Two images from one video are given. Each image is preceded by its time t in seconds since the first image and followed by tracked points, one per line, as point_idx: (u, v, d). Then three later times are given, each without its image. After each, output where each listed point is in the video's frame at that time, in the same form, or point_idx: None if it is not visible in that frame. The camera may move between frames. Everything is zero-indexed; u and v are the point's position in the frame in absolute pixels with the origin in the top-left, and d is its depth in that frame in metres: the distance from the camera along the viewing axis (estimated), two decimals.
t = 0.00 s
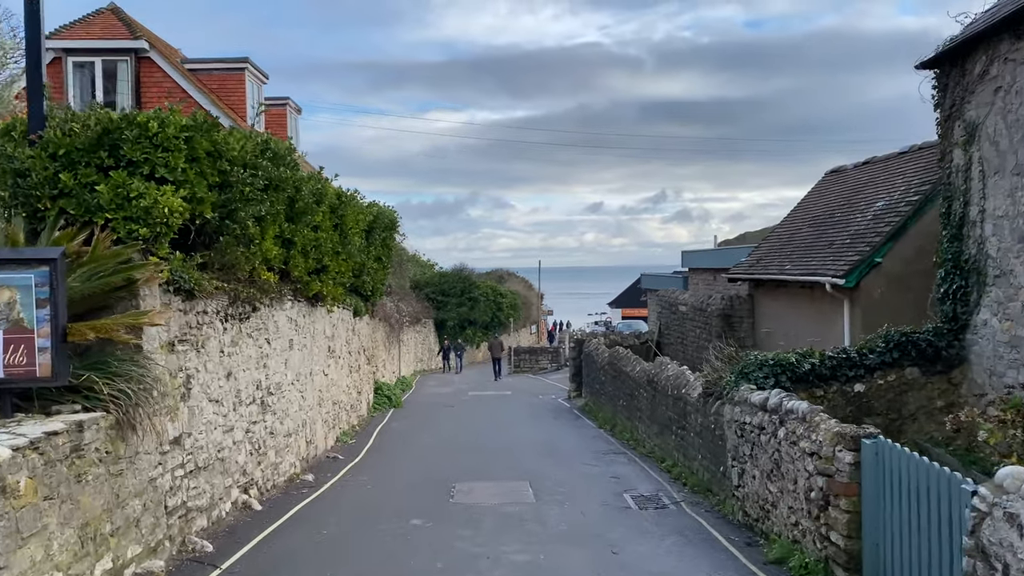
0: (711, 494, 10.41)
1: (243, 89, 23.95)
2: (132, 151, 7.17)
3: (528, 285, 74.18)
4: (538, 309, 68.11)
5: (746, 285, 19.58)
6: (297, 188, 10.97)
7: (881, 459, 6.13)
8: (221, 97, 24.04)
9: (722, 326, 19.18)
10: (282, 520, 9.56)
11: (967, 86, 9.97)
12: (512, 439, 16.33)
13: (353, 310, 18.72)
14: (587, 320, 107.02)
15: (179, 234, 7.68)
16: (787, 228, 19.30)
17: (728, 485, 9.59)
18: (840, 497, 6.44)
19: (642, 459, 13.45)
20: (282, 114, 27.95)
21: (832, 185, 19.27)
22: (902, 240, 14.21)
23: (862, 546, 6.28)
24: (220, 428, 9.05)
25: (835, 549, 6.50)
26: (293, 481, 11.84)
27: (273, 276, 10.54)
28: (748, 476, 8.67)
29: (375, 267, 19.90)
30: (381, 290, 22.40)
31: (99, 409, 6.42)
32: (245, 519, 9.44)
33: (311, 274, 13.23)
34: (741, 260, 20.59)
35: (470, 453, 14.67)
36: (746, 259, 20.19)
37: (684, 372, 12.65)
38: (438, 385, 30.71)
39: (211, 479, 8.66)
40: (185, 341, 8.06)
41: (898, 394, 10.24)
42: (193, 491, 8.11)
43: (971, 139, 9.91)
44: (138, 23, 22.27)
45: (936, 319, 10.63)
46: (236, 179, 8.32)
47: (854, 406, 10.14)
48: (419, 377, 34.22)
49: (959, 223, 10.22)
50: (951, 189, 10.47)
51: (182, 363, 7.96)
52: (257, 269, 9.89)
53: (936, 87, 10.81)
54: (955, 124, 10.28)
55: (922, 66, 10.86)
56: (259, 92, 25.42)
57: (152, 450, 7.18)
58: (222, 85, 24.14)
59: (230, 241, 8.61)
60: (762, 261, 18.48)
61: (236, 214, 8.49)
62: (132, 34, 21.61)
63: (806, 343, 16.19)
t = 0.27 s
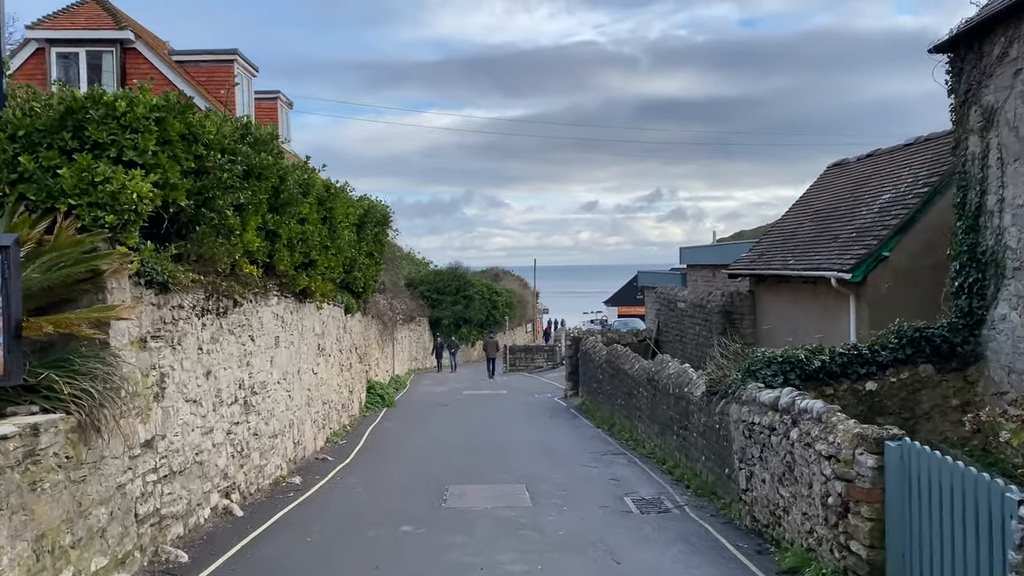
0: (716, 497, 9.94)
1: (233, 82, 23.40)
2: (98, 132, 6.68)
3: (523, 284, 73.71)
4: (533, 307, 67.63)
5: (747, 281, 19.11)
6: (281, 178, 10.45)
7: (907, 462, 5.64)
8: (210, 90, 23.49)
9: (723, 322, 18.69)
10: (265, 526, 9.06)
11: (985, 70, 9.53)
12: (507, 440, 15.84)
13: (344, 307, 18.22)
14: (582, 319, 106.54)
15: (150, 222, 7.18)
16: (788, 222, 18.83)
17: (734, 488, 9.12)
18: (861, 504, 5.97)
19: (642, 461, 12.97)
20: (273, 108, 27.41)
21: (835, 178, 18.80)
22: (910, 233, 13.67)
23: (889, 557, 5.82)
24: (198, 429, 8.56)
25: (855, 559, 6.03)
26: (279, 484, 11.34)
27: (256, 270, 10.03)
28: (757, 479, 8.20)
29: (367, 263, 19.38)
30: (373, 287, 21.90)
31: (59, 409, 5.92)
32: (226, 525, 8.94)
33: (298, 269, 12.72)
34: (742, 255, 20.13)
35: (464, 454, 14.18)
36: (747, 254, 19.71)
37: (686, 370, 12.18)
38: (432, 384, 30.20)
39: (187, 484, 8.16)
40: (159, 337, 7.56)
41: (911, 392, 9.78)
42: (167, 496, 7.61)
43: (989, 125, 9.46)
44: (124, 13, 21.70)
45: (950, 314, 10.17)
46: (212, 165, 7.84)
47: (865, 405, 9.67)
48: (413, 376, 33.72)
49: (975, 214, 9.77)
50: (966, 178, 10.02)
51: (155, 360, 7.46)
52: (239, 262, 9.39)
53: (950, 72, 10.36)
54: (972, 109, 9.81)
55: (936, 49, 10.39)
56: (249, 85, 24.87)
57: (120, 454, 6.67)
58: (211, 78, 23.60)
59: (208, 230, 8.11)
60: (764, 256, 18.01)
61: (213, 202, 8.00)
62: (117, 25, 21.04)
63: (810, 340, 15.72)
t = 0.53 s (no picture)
0: (714, 506, 9.47)
1: (214, 75, 22.80)
2: (48, 117, 6.14)
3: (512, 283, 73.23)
4: (522, 306, 67.18)
5: (740, 279, 18.68)
6: (256, 171, 9.92)
7: (929, 477, 5.17)
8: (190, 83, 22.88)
9: (716, 322, 18.25)
10: (237, 540, 8.52)
11: (995, 58, 9.10)
12: (495, 443, 15.35)
13: (327, 306, 17.67)
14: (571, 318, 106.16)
15: (109, 216, 6.65)
16: (783, 219, 18.42)
17: (735, 497, 8.65)
18: (878, 521, 5.49)
19: (635, 466, 12.50)
20: (256, 103, 26.81)
21: (830, 174, 18.39)
22: (911, 229, 13.28)
23: None
24: (165, 437, 8.01)
25: None
26: (255, 492, 10.80)
27: (229, 267, 9.49)
28: (759, 489, 7.73)
29: (351, 261, 18.83)
30: (358, 285, 21.36)
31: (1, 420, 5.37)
32: (196, 539, 8.40)
33: (277, 267, 12.17)
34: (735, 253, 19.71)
35: (450, 459, 13.66)
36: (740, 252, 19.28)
37: (682, 371, 11.71)
38: (419, 384, 29.66)
39: (153, 497, 7.62)
40: (120, 340, 7.02)
41: (917, 395, 9.34)
42: (129, 511, 7.08)
43: (1000, 115, 9.03)
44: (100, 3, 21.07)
45: (957, 313, 9.74)
46: (178, 155, 7.32)
47: (870, 409, 9.22)
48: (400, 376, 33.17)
49: (984, 209, 9.34)
50: (974, 170, 9.59)
51: (115, 364, 6.92)
52: (210, 259, 8.86)
53: (956, 60, 9.93)
54: (981, 99, 9.39)
55: (942, 37, 9.97)
56: (231, 79, 24.25)
57: (73, 468, 6.13)
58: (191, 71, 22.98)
59: (175, 225, 7.59)
60: (758, 254, 17.58)
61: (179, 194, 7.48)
62: (94, 15, 20.41)
63: (806, 339, 15.29)
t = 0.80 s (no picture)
0: (701, 507, 9.08)
1: (181, 65, 22.10)
2: None
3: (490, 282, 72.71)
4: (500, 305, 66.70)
5: (721, 275, 18.35)
6: (218, 157, 9.38)
7: (940, 478, 4.78)
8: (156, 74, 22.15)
9: (697, 318, 17.90)
10: (196, 549, 7.98)
11: (989, 41, 8.79)
12: (472, 443, 14.87)
13: (298, 303, 17.10)
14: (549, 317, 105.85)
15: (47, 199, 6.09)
16: (764, 213, 18.11)
17: (722, 499, 8.25)
18: (883, 525, 5.12)
19: (616, 466, 12.08)
20: (226, 96, 26.10)
21: (812, 168, 18.12)
22: (897, 222, 12.99)
23: None
24: (117, 441, 7.46)
25: None
26: (219, 497, 10.25)
27: (188, 259, 8.94)
28: (750, 491, 7.33)
29: (323, 257, 18.25)
30: (331, 282, 20.78)
31: None
32: (151, 548, 7.85)
33: (242, 260, 11.60)
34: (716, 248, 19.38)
35: (425, 460, 13.18)
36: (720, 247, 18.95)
37: (664, 368, 11.31)
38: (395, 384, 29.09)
39: (102, 504, 7.07)
40: (64, 335, 6.47)
41: (910, 391, 9.01)
42: (73, 520, 6.53)
43: (995, 100, 8.73)
44: None
45: (950, 306, 9.45)
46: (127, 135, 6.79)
47: (861, 405, 8.87)
48: (376, 376, 32.56)
49: (978, 198, 9.04)
50: (967, 158, 9.29)
51: (57, 362, 6.36)
52: (167, 250, 8.31)
53: (948, 45, 9.62)
54: (975, 84, 9.08)
55: (933, 21, 9.65)
56: (200, 70, 23.52)
57: (7, 476, 5.57)
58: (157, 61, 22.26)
59: (125, 211, 7.05)
60: (740, 249, 17.25)
61: (129, 178, 6.94)
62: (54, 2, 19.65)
63: (790, 335, 14.97)
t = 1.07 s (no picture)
0: (664, 514, 8.75)
1: (127, 58, 21.24)
2: None
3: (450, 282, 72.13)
4: (460, 305, 66.19)
5: (683, 275, 18.12)
6: (154, 148, 8.80)
7: (922, 488, 4.48)
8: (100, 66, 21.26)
9: (659, 318, 17.64)
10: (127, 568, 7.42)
11: (955, 34, 8.59)
12: (428, 448, 14.40)
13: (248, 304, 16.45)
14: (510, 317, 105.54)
15: None
16: (725, 212, 17.93)
17: (687, 506, 7.92)
18: (861, 538, 4.81)
19: (576, 471, 11.72)
20: (175, 91, 25.23)
21: (772, 166, 17.99)
22: (859, 221, 12.84)
23: None
24: (37, 454, 6.86)
25: None
26: (158, 510, 9.66)
27: (121, 257, 8.35)
28: (716, 498, 7.00)
29: (274, 256, 17.60)
30: (284, 283, 20.12)
31: None
32: (77, 569, 7.27)
33: (183, 259, 10.97)
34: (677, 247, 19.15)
35: (379, 466, 12.67)
36: (681, 246, 18.73)
37: (626, 370, 10.97)
38: (352, 386, 28.44)
39: (19, 524, 6.48)
40: None
41: (876, 392, 8.80)
42: None
43: (961, 94, 8.54)
44: None
45: (915, 306, 9.24)
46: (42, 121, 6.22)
47: (827, 407, 8.62)
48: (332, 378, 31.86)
49: (944, 194, 8.85)
50: (932, 154, 9.10)
51: None
52: (95, 247, 7.72)
53: (913, 39, 9.43)
54: (941, 78, 8.88)
55: (897, 14, 9.45)
56: (147, 63, 22.61)
57: None
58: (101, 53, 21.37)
59: (42, 204, 6.47)
60: (701, 248, 17.04)
61: (46, 169, 6.37)
62: None
63: (751, 335, 14.77)
